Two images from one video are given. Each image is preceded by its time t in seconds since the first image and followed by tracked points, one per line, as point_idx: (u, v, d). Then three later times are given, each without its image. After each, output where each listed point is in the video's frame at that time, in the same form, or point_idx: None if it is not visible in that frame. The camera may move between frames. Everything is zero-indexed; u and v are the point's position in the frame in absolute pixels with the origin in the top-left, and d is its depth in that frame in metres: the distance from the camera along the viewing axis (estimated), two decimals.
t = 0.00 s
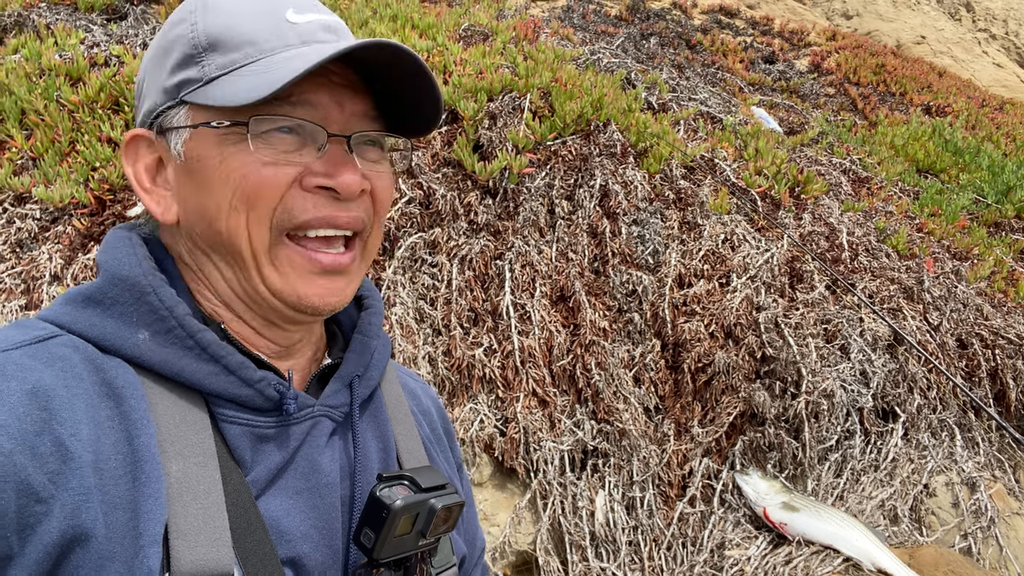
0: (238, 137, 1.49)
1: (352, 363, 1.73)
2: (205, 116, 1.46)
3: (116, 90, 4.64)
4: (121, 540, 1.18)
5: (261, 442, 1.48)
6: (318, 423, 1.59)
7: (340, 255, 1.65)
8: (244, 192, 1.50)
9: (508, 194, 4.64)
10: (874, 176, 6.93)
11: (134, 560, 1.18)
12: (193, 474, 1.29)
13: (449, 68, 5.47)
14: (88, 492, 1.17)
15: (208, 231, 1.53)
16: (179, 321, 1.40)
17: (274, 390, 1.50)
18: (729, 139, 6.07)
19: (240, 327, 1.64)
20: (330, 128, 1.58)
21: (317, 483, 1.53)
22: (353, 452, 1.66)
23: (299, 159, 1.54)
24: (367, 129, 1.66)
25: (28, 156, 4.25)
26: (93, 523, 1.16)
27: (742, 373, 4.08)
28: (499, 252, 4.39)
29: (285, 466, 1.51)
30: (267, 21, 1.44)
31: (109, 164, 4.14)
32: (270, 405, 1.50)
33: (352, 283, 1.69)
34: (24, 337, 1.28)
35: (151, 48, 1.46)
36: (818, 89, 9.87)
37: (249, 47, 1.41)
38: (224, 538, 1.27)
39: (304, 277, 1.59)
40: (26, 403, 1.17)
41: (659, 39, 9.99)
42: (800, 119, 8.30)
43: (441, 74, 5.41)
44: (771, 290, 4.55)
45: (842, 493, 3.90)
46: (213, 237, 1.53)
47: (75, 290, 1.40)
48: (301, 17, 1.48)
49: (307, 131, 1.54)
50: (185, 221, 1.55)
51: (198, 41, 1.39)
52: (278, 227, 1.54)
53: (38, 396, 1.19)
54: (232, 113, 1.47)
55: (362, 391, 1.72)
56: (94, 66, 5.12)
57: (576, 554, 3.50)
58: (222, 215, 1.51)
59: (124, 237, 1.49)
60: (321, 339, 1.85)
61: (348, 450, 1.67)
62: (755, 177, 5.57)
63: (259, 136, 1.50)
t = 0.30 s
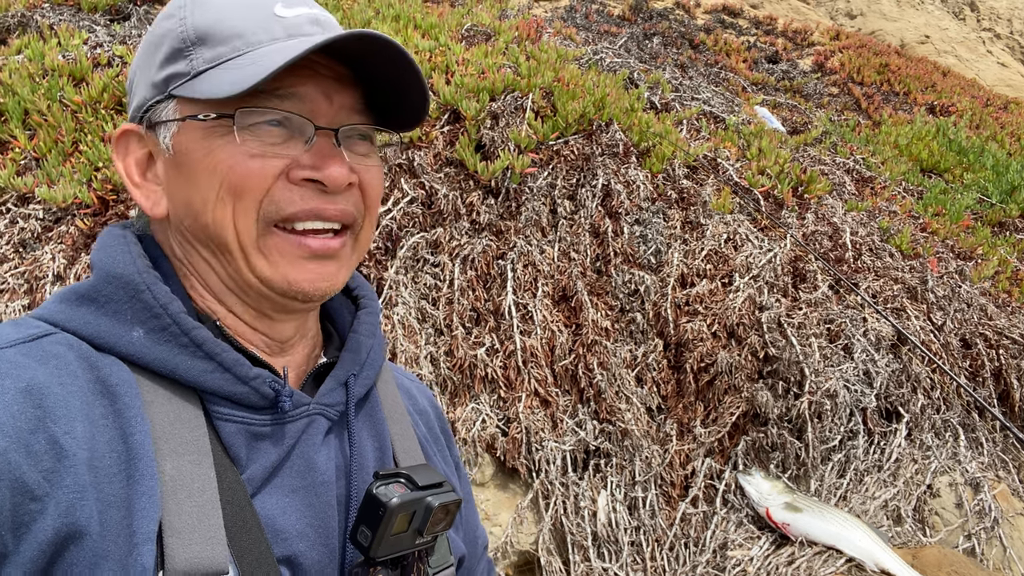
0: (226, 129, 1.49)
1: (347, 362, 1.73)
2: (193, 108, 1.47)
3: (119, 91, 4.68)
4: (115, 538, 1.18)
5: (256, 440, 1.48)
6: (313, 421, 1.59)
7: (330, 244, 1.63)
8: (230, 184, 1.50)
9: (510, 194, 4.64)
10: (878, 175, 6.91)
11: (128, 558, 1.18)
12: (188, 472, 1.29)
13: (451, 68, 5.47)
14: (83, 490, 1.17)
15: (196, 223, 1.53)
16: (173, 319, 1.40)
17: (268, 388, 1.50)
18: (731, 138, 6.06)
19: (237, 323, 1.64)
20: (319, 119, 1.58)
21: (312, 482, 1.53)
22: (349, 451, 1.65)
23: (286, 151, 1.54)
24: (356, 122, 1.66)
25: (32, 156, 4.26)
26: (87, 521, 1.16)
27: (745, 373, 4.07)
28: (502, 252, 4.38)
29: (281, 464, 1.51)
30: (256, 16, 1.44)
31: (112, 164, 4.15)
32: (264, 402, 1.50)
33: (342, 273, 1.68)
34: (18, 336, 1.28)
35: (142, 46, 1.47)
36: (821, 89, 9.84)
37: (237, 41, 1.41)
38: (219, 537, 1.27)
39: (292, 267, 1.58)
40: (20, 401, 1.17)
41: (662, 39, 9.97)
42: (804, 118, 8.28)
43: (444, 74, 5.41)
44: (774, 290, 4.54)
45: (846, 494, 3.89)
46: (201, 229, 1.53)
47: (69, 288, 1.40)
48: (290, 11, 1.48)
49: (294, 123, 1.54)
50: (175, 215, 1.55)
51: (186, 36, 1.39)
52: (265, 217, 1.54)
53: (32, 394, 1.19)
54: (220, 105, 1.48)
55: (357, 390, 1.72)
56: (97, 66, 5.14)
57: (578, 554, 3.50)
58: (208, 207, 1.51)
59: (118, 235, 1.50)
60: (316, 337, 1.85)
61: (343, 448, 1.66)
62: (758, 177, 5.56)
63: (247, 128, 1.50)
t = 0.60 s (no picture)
0: (233, 131, 1.51)
1: (345, 366, 1.72)
2: (198, 110, 1.48)
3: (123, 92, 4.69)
4: (113, 544, 1.18)
5: (255, 445, 1.48)
6: (312, 425, 1.59)
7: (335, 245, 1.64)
8: (241, 186, 1.52)
9: (513, 194, 4.64)
10: (882, 175, 6.89)
11: (127, 563, 1.18)
12: (186, 477, 1.29)
13: (454, 68, 5.47)
14: (81, 496, 1.16)
15: (203, 225, 1.54)
16: (170, 323, 1.40)
17: (267, 392, 1.50)
18: (735, 138, 6.05)
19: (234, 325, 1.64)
20: (325, 123, 1.61)
21: (311, 486, 1.53)
22: (347, 455, 1.65)
23: (296, 154, 1.57)
24: (359, 126, 1.70)
25: (36, 157, 4.27)
26: (86, 527, 1.15)
27: (749, 374, 4.06)
28: (505, 253, 4.38)
29: (280, 468, 1.51)
30: (260, 19, 1.47)
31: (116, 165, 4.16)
32: (263, 407, 1.50)
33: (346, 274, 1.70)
34: (14, 342, 1.27)
35: (139, 46, 1.46)
36: (825, 88, 9.81)
37: (245, 43, 1.44)
38: (218, 542, 1.27)
39: (303, 267, 1.60)
40: (17, 407, 1.17)
41: (666, 38, 9.95)
42: (808, 118, 8.26)
43: (447, 74, 5.40)
44: (778, 290, 4.53)
45: (850, 495, 3.87)
46: (208, 232, 1.54)
47: (65, 293, 1.39)
48: (295, 14, 1.52)
49: (303, 125, 1.57)
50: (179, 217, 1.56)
51: (191, 37, 1.41)
52: (276, 219, 1.55)
53: (29, 400, 1.19)
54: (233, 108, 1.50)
55: (355, 393, 1.72)
56: (101, 67, 5.15)
57: (581, 556, 3.49)
58: (218, 209, 1.52)
59: (113, 240, 1.49)
60: (314, 342, 1.85)
61: (342, 452, 1.66)
62: (762, 177, 5.54)
63: (257, 131, 1.52)
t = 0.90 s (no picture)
0: (209, 129, 1.49)
1: (343, 364, 1.72)
2: (190, 108, 1.50)
3: (125, 92, 4.69)
4: (111, 540, 1.18)
5: (252, 443, 1.47)
6: (309, 423, 1.58)
7: (300, 260, 1.58)
8: (201, 186, 1.50)
9: (516, 193, 4.63)
10: (886, 174, 6.86)
11: (125, 560, 1.18)
12: (184, 475, 1.29)
13: (456, 67, 5.46)
14: (80, 492, 1.16)
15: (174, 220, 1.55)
16: (170, 321, 1.40)
17: (264, 391, 1.50)
18: (738, 137, 6.04)
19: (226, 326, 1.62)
20: (303, 128, 1.54)
21: (308, 484, 1.52)
22: (345, 453, 1.64)
23: (263, 159, 1.51)
24: (350, 134, 1.60)
25: (38, 157, 4.27)
26: (85, 523, 1.15)
27: (752, 373, 4.05)
28: (508, 252, 4.37)
29: (277, 466, 1.50)
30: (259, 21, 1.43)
31: (119, 165, 4.16)
32: (260, 405, 1.50)
33: (315, 291, 1.63)
34: (14, 337, 1.27)
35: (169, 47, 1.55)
36: (829, 87, 9.79)
37: (221, 37, 1.43)
38: (215, 540, 1.26)
39: (255, 277, 1.55)
40: (17, 403, 1.16)
41: (668, 37, 9.94)
42: (811, 116, 8.23)
43: (449, 73, 5.40)
44: (782, 289, 4.51)
45: (855, 495, 3.86)
46: (178, 227, 1.54)
47: (65, 290, 1.39)
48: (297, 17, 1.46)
49: (273, 130, 1.51)
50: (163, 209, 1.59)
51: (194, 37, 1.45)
52: (231, 224, 1.52)
53: (28, 396, 1.18)
54: (210, 105, 1.49)
55: (353, 392, 1.71)
56: (104, 67, 5.15)
57: (585, 555, 3.48)
58: (182, 205, 1.52)
59: (114, 237, 1.49)
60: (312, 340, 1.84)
61: (339, 451, 1.65)
62: (766, 175, 5.53)
63: (224, 131, 1.49)
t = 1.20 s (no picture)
0: (195, 128, 1.50)
1: (350, 360, 1.72)
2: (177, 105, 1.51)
3: (128, 91, 4.69)
4: (118, 533, 1.18)
5: (258, 438, 1.47)
6: (315, 418, 1.59)
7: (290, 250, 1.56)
8: (189, 182, 1.50)
9: (519, 191, 4.63)
10: (889, 171, 6.85)
11: (131, 553, 1.17)
12: (190, 469, 1.29)
13: (459, 66, 5.46)
14: (87, 485, 1.16)
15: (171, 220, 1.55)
16: (176, 316, 1.40)
17: (270, 386, 1.50)
18: (741, 135, 6.03)
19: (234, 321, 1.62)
20: (285, 120, 1.53)
21: (313, 479, 1.52)
22: (351, 449, 1.64)
23: (246, 154, 1.51)
24: (335, 123, 1.57)
25: (42, 156, 4.28)
26: (92, 515, 1.15)
27: (756, 370, 4.05)
28: (511, 249, 4.36)
29: (282, 461, 1.50)
30: (238, 12, 1.45)
31: (122, 163, 4.16)
32: (266, 400, 1.50)
33: (308, 282, 1.61)
34: (21, 331, 1.27)
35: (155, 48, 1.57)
36: (831, 84, 9.77)
37: (201, 32, 1.44)
38: (221, 533, 1.26)
39: (247, 270, 1.53)
40: (25, 396, 1.16)
41: (670, 35, 9.92)
42: (814, 114, 8.22)
43: (452, 71, 5.40)
44: (786, 286, 4.50)
45: (859, 492, 3.85)
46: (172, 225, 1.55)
47: (73, 284, 1.39)
48: (276, 5, 1.47)
49: (255, 122, 1.50)
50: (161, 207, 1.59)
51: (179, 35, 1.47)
52: (218, 219, 1.51)
53: (36, 389, 1.19)
54: (191, 100, 1.50)
55: (360, 388, 1.71)
56: (106, 66, 5.15)
57: (589, 553, 3.48)
58: (175, 203, 1.53)
59: (122, 232, 1.50)
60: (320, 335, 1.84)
61: (345, 446, 1.65)
62: (769, 173, 5.52)
63: (206, 126, 1.49)
